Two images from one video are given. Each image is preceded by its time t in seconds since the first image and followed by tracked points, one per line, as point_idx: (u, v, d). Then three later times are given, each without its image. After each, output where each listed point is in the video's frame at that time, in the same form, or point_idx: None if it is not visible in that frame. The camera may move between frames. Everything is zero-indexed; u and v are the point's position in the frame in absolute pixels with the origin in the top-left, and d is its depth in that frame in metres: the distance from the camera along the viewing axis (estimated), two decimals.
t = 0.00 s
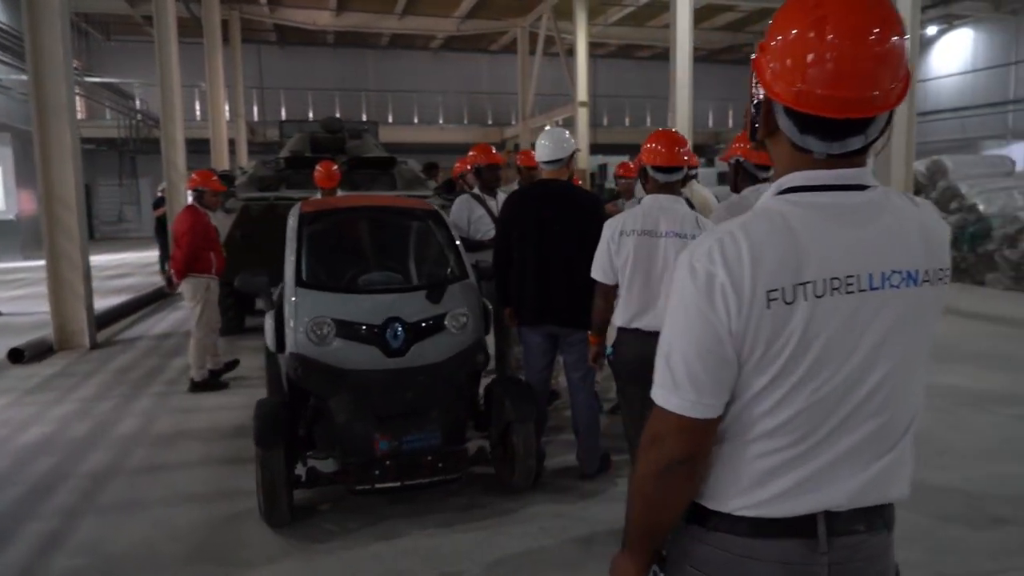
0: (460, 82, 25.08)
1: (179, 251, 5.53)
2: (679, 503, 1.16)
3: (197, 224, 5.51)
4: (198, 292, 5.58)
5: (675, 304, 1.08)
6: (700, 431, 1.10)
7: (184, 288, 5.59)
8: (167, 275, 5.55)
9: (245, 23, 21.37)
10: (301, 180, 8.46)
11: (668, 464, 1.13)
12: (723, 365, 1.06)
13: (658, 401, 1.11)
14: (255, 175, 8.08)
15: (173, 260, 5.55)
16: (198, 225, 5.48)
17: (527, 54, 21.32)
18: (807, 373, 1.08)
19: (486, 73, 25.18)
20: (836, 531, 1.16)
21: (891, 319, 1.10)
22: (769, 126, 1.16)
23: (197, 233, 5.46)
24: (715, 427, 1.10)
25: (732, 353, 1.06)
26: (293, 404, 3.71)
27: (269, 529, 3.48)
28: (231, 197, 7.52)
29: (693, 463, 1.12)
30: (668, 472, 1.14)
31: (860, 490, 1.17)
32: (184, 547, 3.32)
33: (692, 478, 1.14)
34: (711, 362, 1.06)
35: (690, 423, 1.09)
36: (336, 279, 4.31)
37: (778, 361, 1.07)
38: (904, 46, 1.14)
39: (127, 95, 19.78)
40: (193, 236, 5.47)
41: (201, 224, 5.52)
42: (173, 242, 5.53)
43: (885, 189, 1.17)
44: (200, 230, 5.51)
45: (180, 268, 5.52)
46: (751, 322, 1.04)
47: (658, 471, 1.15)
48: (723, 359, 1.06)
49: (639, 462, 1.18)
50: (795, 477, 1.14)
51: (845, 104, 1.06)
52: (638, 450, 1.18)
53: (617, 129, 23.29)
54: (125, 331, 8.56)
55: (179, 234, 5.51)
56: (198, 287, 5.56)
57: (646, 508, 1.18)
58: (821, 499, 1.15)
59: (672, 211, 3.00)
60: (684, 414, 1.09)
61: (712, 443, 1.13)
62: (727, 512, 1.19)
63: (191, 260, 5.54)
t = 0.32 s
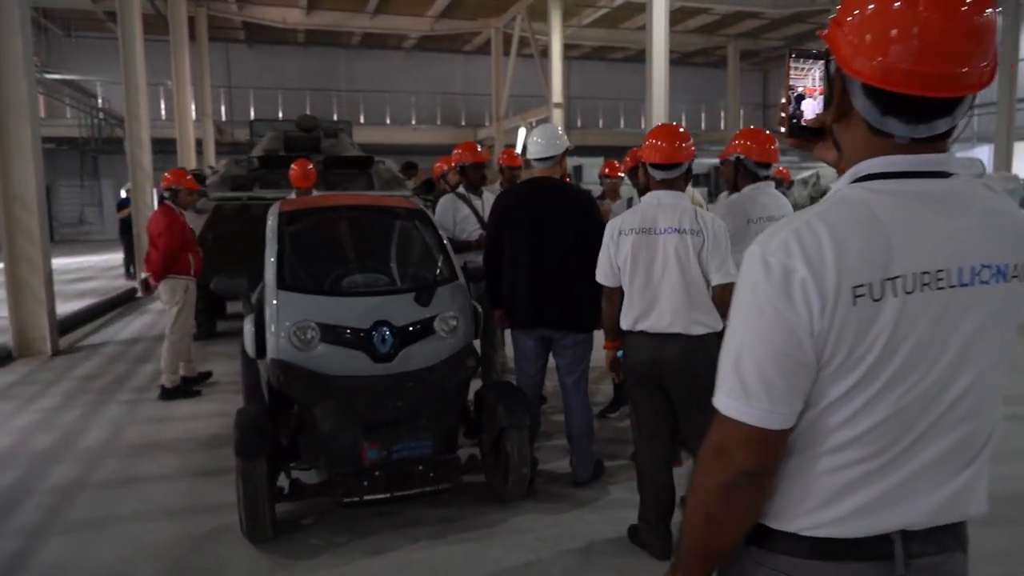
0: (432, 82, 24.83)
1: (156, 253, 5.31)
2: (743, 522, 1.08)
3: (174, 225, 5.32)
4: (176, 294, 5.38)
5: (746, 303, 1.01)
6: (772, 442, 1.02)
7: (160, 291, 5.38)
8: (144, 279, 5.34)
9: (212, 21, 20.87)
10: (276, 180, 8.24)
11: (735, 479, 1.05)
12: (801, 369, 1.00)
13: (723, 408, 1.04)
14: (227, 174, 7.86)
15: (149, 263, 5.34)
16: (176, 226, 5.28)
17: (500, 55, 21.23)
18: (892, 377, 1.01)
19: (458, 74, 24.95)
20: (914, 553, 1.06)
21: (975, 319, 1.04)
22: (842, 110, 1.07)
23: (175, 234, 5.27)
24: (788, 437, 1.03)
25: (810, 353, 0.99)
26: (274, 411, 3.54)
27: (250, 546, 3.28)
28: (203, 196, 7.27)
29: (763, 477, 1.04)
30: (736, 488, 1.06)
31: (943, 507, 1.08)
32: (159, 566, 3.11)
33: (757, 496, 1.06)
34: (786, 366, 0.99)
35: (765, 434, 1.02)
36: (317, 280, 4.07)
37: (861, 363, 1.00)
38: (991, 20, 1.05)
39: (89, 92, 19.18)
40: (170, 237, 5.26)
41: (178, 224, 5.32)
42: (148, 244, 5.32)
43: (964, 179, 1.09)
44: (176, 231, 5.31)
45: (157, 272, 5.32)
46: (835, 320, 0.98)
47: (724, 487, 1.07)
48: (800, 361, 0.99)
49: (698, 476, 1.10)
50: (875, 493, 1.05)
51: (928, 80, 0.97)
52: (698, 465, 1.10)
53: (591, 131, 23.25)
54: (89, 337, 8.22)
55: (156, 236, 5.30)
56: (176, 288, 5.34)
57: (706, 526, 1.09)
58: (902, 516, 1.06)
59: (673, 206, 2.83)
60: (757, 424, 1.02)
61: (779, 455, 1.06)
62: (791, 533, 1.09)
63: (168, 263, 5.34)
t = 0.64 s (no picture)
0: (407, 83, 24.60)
1: (140, 255, 5.15)
2: (824, 536, 1.12)
3: (157, 226, 5.14)
4: (162, 297, 5.25)
5: (829, 306, 1.06)
6: (856, 450, 1.07)
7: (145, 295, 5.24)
8: (128, 283, 5.18)
9: (182, 19, 20.46)
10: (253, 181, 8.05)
11: (814, 495, 1.10)
12: (889, 371, 1.03)
13: (801, 416, 1.09)
14: (201, 175, 7.67)
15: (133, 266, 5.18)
16: (159, 227, 5.11)
17: (476, 56, 21.08)
18: (985, 380, 1.05)
19: (434, 74, 24.71)
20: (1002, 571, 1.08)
21: None
22: (919, 88, 1.12)
23: (159, 236, 5.10)
24: (871, 446, 1.07)
25: (901, 352, 1.03)
26: (259, 420, 3.38)
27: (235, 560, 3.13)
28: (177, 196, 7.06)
29: (844, 490, 1.09)
30: (816, 504, 1.10)
31: None
32: None
33: (834, 512, 1.11)
34: (874, 367, 1.03)
35: (850, 442, 1.06)
36: (302, 283, 3.90)
37: (952, 367, 1.03)
38: None
39: (56, 91, 18.70)
40: (154, 240, 5.10)
41: (162, 225, 5.15)
42: (131, 246, 5.14)
43: None
44: (160, 233, 5.14)
45: (142, 275, 5.17)
46: (929, 316, 1.02)
47: (805, 504, 1.11)
48: (890, 361, 1.03)
49: (773, 483, 1.14)
50: (960, 509, 1.08)
51: (1016, 53, 1.00)
52: (773, 472, 1.15)
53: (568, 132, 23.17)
54: (58, 343, 7.94)
55: (139, 238, 5.12)
56: (162, 291, 5.21)
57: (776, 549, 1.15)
58: (986, 535, 1.09)
59: (702, 206, 2.69)
60: (843, 433, 1.06)
61: (863, 463, 1.10)
62: (868, 555, 1.14)
63: (153, 266, 5.19)
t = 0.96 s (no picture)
0: (384, 83, 24.32)
1: (121, 254, 5.06)
2: (903, 556, 1.03)
3: (137, 225, 5.06)
4: (145, 297, 5.20)
5: (907, 299, 0.98)
6: (939, 459, 0.98)
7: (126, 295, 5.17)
8: (107, 284, 5.10)
9: (154, 18, 20.03)
10: (230, 181, 7.83)
11: (894, 512, 1.01)
12: (976, 370, 0.95)
13: (877, 423, 1.01)
14: (178, 175, 7.45)
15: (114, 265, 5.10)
16: (140, 225, 5.03)
17: (454, 57, 20.88)
18: None
19: (410, 75, 24.46)
20: None
21: None
22: (991, 70, 1.03)
23: (140, 235, 5.01)
24: (957, 453, 0.99)
25: (987, 351, 0.95)
26: (246, 430, 3.23)
27: None
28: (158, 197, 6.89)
29: (928, 506, 0.99)
30: (897, 524, 1.01)
31: None
32: None
33: (918, 527, 1.01)
34: (959, 368, 0.95)
35: (933, 449, 0.98)
36: (288, 286, 3.67)
37: None
38: None
39: (23, 91, 18.19)
40: (134, 238, 5.01)
41: (142, 224, 5.05)
42: (111, 246, 5.06)
43: None
44: (140, 232, 5.06)
45: (123, 275, 5.09)
46: (1016, 313, 0.94)
47: (883, 523, 1.02)
48: (975, 361, 0.95)
49: (846, 499, 1.05)
50: None
51: None
52: (846, 486, 1.05)
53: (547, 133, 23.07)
54: (29, 349, 7.65)
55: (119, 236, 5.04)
56: (144, 293, 5.16)
57: (848, 567, 1.05)
58: None
59: (763, 209, 2.56)
60: (924, 440, 0.97)
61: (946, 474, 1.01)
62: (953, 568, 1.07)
63: (133, 265, 5.11)
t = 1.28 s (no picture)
0: (363, 84, 24.02)
1: (105, 256, 4.99)
2: (949, 569, 0.96)
3: (122, 226, 5.00)
4: (133, 300, 5.14)
5: (938, 297, 0.93)
6: (985, 463, 0.92)
7: (113, 298, 5.10)
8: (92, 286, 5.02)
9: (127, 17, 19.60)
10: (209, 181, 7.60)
11: (943, 523, 0.94)
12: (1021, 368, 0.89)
13: (916, 427, 0.96)
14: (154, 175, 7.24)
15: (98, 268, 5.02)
16: (125, 227, 4.97)
17: (433, 58, 20.68)
18: None
19: (389, 76, 24.22)
20: None
21: None
22: None
23: (125, 237, 4.95)
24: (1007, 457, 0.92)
25: None
26: (233, 440, 3.08)
27: None
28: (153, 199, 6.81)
29: (977, 515, 0.93)
30: (946, 535, 0.94)
31: None
32: None
33: (969, 538, 0.94)
34: (1002, 367, 0.89)
35: (980, 454, 0.92)
36: (275, 292, 3.51)
37: None
38: None
39: None
40: (120, 239, 4.94)
41: (128, 226, 5.00)
42: (96, 248, 4.98)
43: None
44: (126, 233, 4.99)
45: (108, 278, 5.01)
46: None
47: (931, 536, 0.95)
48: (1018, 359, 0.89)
49: (892, 510, 0.98)
50: None
51: None
52: (891, 493, 0.99)
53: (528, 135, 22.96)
54: None
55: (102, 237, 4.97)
56: (132, 296, 5.11)
57: None
58: None
59: (826, 202, 2.45)
60: (966, 443, 0.92)
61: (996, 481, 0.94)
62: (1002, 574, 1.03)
63: (119, 267, 5.04)
